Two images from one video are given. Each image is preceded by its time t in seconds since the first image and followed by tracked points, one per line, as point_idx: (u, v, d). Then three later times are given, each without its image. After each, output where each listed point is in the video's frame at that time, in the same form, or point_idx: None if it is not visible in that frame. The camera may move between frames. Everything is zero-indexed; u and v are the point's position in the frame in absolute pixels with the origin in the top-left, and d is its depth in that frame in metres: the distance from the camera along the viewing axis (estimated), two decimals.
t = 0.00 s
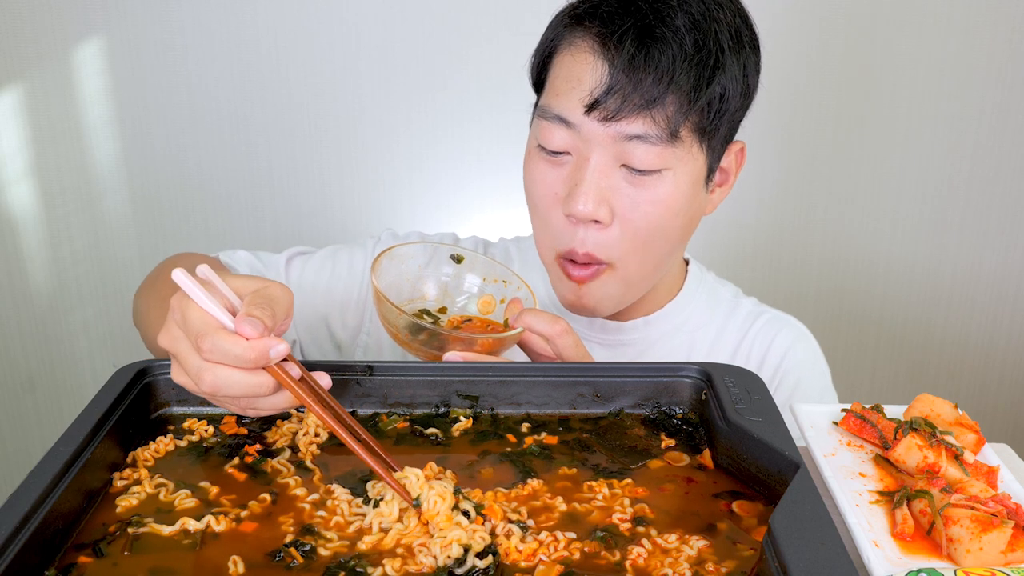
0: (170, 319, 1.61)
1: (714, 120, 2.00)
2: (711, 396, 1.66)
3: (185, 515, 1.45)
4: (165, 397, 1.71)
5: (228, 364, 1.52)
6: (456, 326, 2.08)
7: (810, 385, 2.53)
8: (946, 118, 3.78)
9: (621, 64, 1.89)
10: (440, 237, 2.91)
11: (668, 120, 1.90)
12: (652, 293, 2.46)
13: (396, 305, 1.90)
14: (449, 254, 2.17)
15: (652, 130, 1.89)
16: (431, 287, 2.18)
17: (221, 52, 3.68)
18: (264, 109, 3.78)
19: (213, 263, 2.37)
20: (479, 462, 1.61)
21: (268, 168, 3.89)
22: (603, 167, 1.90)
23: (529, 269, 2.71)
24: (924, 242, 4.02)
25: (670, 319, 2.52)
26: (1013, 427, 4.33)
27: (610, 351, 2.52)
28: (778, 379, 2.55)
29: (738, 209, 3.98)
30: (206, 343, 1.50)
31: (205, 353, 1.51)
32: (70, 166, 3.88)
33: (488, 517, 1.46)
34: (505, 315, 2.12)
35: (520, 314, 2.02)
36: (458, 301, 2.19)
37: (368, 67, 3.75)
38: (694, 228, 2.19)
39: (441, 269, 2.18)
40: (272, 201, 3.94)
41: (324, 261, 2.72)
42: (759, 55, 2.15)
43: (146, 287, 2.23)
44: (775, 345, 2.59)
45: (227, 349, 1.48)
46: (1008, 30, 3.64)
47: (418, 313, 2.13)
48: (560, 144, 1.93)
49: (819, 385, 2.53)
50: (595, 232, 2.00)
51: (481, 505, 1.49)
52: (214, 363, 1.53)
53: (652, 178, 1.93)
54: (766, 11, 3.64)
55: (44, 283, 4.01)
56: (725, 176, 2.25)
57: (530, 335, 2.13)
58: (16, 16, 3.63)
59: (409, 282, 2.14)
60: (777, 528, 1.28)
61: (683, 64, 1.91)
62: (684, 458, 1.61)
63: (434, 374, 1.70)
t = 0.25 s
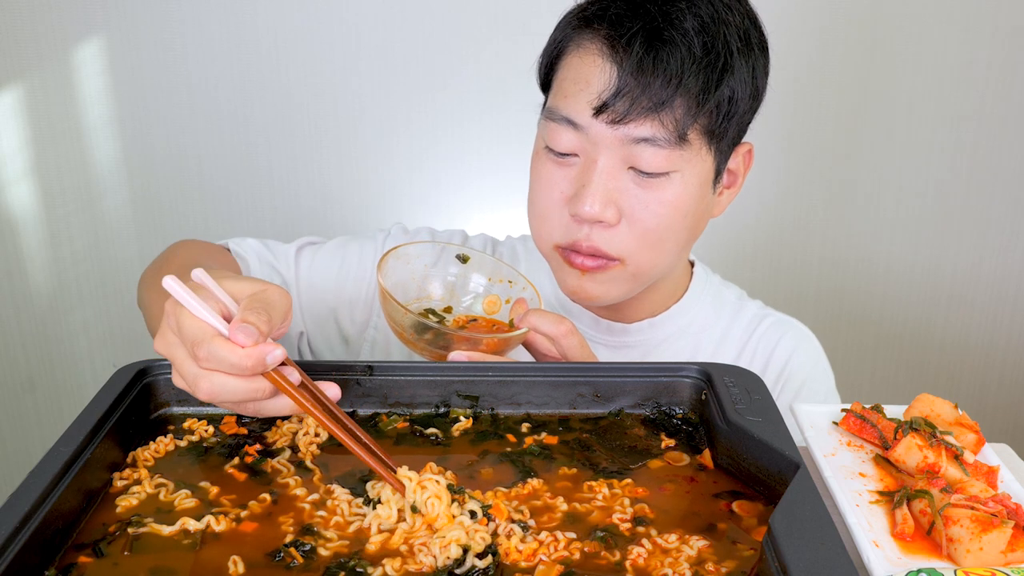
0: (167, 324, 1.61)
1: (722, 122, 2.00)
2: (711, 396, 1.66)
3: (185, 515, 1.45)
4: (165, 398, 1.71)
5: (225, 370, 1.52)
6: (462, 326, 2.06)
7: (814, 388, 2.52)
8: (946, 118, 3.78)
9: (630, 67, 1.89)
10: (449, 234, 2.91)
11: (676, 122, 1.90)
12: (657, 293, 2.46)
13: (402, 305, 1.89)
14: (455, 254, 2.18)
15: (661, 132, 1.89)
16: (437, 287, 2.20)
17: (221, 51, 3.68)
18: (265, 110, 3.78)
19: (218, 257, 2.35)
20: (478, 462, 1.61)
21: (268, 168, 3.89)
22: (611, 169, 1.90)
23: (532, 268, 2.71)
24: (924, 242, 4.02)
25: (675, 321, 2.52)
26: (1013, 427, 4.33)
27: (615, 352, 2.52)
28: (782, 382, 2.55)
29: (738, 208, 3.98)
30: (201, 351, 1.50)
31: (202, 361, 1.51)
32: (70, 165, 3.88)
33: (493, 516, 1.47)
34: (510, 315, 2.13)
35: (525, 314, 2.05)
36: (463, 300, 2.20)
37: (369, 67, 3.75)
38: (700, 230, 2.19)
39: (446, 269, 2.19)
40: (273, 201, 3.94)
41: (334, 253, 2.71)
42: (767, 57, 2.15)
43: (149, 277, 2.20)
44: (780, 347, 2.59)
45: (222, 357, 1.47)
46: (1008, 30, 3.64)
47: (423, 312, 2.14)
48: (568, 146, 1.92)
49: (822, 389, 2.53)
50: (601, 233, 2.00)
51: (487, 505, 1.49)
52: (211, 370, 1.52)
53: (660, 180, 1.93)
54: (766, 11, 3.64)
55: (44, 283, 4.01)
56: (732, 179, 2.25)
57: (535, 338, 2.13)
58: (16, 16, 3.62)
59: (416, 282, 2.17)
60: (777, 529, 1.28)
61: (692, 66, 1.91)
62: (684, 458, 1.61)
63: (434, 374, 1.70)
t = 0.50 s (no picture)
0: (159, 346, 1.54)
1: (733, 124, 2.00)
2: (711, 396, 1.66)
3: (185, 515, 1.45)
4: (165, 398, 1.70)
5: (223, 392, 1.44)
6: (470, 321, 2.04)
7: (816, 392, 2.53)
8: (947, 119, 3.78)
9: (642, 66, 1.89)
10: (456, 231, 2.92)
11: (687, 122, 1.90)
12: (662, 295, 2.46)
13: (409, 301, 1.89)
14: (460, 251, 2.18)
15: (671, 132, 1.89)
16: (443, 284, 2.20)
17: (221, 51, 3.67)
18: (265, 110, 3.78)
19: (222, 252, 2.32)
20: (478, 462, 1.61)
21: (269, 169, 3.89)
22: (621, 168, 1.91)
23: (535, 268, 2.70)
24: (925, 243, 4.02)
25: (680, 322, 2.51)
26: (1014, 427, 4.32)
27: (619, 352, 2.52)
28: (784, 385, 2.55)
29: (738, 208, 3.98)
30: (195, 376, 1.42)
31: (198, 386, 1.43)
32: (70, 166, 3.88)
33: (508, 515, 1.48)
34: (515, 313, 2.12)
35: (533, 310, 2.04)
36: (469, 298, 2.21)
37: (369, 68, 3.75)
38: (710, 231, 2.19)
39: (452, 267, 2.20)
40: (273, 201, 3.94)
41: (341, 245, 2.72)
42: (779, 59, 2.14)
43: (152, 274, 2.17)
44: (783, 348, 2.59)
45: (218, 381, 1.39)
46: (1008, 30, 3.63)
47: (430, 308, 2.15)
48: (578, 144, 1.94)
49: (823, 393, 2.53)
50: (611, 232, 2.01)
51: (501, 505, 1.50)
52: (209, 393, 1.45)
53: (670, 180, 1.93)
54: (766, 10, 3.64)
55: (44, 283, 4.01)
56: (741, 181, 2.25)
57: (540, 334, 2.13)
58: (17, 16, 3.63)
59: (421, 279, 2.17)
60: (777, 529, 1.28)
61: (703, 66, 1.91)
62: (684, 457, 1.61)
63: (434, 374, 1.70)
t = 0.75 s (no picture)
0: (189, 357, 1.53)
1: (744, 127, 2.00)
2: (711, 396, 1.66)
3: (185, 515, 1.45)
4: (165, 398, 1.70)
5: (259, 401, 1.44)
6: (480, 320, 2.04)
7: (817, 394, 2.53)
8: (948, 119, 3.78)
9: (656, 69, 1.89)
10: (459, 229, 2.92)
11: (700, 125, 1.90)
12: (667, 295, 2.46)
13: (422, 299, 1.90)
14: (469, 251, 2.21)
15: (683, 135, 1.90)
16: (454, 283, 2.21)
17: (221, 51, 3.67)
18: (265, 110, 3.78)
19: (228, 248, 2.31)
20: (479, 462, 1.61)
21: (269, 169, 3.89)
22: (632, 170, 1.91)
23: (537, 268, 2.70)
24: (925, 243, 4.02)
25: (683, 323, 2.51)
26: (1014, 427, 4.32)
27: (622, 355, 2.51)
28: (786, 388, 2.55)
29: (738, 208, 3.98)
30: (229, 387, 1.42)
31: (234, 397, 1.43)
32: (70, 165, 3.89)
33: (546, 516, 1.48)
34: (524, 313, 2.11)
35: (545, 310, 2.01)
36: (477, 298, 2.22)
37: (369, 68, 3.75)
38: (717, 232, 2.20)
39: (463, 265, 2.21)
40: (274, 201, 3.93)
41: (346, 240, 2.72)
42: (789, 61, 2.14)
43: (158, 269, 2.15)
44: (786, 349, 2.59)
45: (254, 392, 1.39)
46: (1009, 30, 3.63)
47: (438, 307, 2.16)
48: (589, 146, 1.94)
49: (824, 395, 2.54)
50: (619, 233, 2.02)
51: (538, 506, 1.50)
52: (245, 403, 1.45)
53: (681, 183, 1.94)
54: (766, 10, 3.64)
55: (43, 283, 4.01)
56: (749, 184, 2.25)
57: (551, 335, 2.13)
58: (17, 16, 3.63)
59: (429, 278, 2.18)
60: (777, 529, 1.28)
61: (717, 70, 1.91)
62: (684, 457, 1.61)
63: (434, 374, 1.70)
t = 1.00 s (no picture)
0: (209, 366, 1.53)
1: (756, 129, 2.00)
2: (711, 395, 1.66)
3: (185, 515, 1.45)
4: (165, 397, 1.70)
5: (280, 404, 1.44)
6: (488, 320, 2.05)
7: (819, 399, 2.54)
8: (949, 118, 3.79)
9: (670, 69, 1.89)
10: (464, 229, 2.92)
11: (713, 127, 1.90)
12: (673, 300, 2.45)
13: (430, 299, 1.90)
14: (475, 252, 2.21)
15: (696, 136, 1.90)
16: (461, 284, 2.22)
17: (223, 51, 3.68)
18: (266, 110, 3.79)
19: (231, 249, 2.29)
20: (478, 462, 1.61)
21: (270, 169, 3.89)
22: (645, 170, 1.91)
23: (540, 269, 2.69)
24: (925, 242, 4.03)
25: (688, 326, 2.50)
26: (1014, 428, 4.32)
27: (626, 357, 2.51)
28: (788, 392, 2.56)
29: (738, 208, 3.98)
30: (251, 394, 1.41)
31: (255, 403, 1.43)
32: (70, 165, 3.89)
33: (568, 523, 1.46)
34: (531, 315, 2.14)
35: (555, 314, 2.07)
36: (484, 300, 2.22)
37: (369, 68, 3.75)
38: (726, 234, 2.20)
39: (469, 267, 2.22)
40: (274, 202, 3.94)
41: (349, 241, 2.72)
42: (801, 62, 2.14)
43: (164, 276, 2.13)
44: (790, 353, 2.59)
45: (275, 397, 1.39)
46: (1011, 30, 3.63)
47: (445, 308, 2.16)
48: (602, 146, 1.94)
49: (826, 398, 2.54)
50: (629, 233, 2.02)
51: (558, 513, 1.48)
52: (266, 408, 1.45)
53: (692, 184, 1.94)
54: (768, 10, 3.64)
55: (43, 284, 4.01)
56: (758, 187, 2.25)
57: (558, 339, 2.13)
58: (16, 16, 3.63)
59: (436, 279, 2.18)
60: (777, 528, 1.28)
61: (732, 71, 1.91)
62: (685, 456, 1.61)
63: (435, 374, 1.70)
